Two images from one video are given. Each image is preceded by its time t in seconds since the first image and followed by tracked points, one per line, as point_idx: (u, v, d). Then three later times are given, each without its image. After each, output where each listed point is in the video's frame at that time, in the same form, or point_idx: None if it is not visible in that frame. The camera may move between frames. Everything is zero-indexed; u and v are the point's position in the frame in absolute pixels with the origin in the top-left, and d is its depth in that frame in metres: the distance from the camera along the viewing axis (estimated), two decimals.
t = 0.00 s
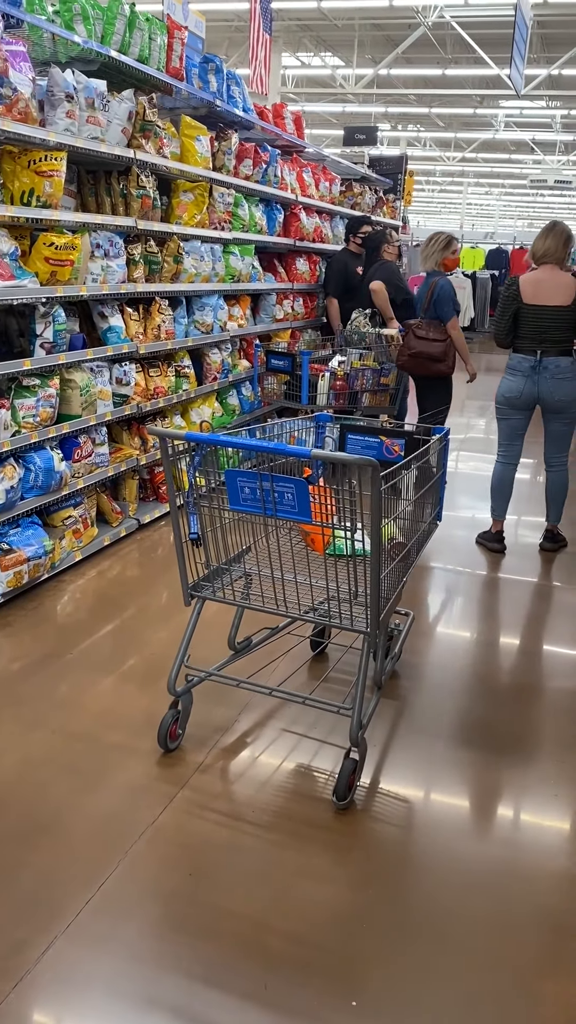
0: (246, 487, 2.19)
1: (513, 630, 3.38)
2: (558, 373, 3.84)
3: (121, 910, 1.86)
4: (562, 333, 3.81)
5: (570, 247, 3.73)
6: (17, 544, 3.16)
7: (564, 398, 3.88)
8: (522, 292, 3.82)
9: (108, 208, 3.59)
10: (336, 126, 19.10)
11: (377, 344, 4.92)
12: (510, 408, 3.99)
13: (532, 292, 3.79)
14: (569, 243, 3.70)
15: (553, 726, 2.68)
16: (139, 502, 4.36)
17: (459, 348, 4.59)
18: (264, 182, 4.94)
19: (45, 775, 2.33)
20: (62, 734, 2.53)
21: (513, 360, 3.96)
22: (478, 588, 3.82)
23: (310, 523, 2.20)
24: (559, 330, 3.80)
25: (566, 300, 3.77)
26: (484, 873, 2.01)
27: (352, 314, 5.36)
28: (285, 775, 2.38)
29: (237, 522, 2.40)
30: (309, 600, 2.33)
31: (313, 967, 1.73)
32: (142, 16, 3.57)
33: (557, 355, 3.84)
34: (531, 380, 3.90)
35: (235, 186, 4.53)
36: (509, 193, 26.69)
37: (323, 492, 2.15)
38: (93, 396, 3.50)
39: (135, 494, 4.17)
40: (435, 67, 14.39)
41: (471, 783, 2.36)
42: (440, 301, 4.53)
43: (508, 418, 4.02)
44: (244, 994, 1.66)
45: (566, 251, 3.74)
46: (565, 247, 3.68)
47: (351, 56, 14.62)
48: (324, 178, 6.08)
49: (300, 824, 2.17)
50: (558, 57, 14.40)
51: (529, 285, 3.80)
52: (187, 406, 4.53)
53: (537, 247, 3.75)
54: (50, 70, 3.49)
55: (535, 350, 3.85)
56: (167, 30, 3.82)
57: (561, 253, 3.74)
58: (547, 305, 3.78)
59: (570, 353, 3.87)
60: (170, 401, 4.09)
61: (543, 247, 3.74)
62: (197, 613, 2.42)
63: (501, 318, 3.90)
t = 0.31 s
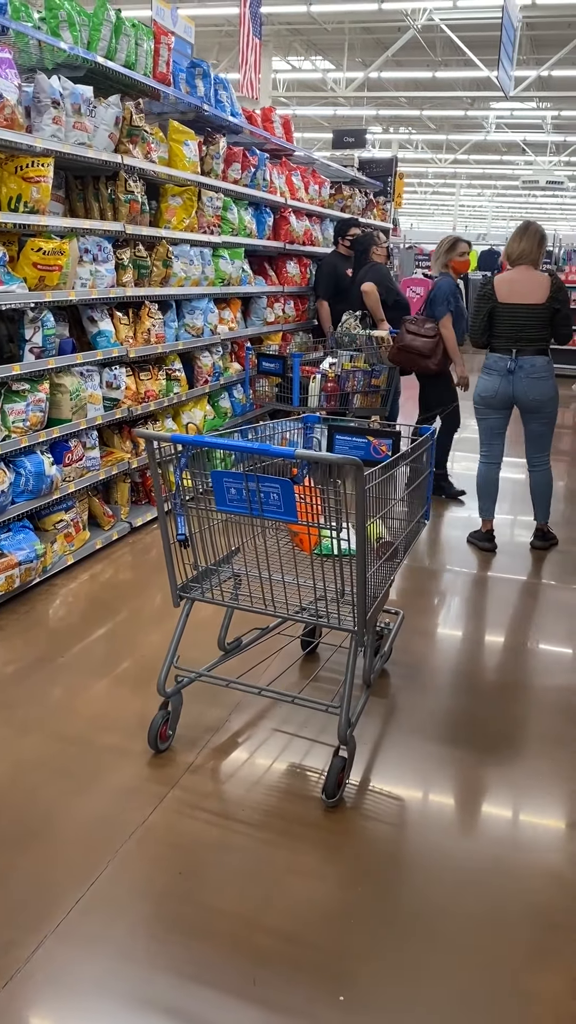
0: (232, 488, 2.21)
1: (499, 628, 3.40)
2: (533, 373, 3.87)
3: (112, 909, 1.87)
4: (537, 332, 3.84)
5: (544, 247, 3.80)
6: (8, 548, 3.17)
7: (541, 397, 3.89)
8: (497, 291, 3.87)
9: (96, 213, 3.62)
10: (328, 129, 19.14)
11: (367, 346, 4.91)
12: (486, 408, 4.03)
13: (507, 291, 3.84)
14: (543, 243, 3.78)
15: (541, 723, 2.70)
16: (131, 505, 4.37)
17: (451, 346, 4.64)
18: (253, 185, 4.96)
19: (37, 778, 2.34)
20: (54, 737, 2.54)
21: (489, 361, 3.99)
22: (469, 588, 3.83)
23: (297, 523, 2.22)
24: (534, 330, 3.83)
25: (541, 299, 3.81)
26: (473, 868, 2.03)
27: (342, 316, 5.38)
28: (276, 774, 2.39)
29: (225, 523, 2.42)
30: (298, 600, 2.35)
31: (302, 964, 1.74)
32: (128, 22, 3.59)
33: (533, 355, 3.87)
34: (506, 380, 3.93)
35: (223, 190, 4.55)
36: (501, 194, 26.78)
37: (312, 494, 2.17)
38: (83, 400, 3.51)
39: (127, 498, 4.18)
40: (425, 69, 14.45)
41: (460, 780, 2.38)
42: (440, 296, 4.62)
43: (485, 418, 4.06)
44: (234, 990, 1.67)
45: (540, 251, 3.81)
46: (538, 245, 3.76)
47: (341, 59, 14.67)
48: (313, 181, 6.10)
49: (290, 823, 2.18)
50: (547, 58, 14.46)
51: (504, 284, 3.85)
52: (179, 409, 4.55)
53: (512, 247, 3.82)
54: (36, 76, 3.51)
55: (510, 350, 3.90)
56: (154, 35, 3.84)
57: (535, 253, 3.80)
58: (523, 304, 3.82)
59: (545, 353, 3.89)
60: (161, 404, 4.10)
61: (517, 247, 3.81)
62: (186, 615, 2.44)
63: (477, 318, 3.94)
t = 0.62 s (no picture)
0: (222, 488, 2.21)
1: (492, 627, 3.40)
2: (517, 373, 3.87)
3: (105, 911, 1.87)
4: (520, 332, 3.86)
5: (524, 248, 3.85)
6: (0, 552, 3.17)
7: (526, 397, 3.90)
8: (480, 290, 3.88)
9: (85, 216, 3.63)
10: (318, 132, 19.21)
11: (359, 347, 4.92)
12: (471, 408, 4.01)
13: (489, 291, 3.86)
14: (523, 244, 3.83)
15: (535, 721, 2.71)
16: (124, 508, 4.38)
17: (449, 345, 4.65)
18: (243, 188, 4.97)
19: (30, 781, 2.34)
20: (47, 740, 2.53)
21: (473, 361, 3.98)
22: (463, 587, 3.83)
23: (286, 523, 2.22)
24: (517, 329, 3.85)
25: (523, 298, 3.84)
26: (466, 865, 2.03)
27: (334, 318, 5.39)
28: (269, 774, 2.39)
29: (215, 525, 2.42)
30: (289, 600, 2.35)
31: (295, 962, 1.74)
32: (114, 26, 3.59)
33: (517, 355, 3.87)
34: (491, 380, 3.93)
35: (213, 192, 4.56)
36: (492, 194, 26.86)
37: (302, 495, 2.17)
38: (73, 403, 3.51)
39: (120, 501, 4.18)
40: (415, 70, 14.51)
41: (453, 779, 2.38)
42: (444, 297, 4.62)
43: (471, 418, 4.04)
44: (226, 990, 1.67)
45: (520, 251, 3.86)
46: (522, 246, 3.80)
47: (331, 61, 14.70)
48: (303, 182, 6.11)
49: (283, 823, 2.18)
50: (536, 58, 14.50)
51: (486, 284, 3.87)
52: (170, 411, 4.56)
53: (494, 246, 3.84)
54: (24, 80, 3.51)
55: (494, 349, 3.90)
56: (141, 38, 3.85)
57: (516, 253, 3.84)
58: (505, 303, 3.84)
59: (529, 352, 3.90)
60: (152, 407, 4.10)
61: (501, 247, 3.83)
62: (177, 616, 2.43)
63: (459, 316, 3.93)
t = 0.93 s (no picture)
0: (214, 490, 2.21)
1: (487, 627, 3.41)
2: (500, 373, 3.88)
3: (100, 915, 1.86)
4: (507, 332, 3.88)
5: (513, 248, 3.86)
6: None
7: (509, 397, 3.91)
8: (469, 291, 3.88)
9: (75, 220, 3.62)
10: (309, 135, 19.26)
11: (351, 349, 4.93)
12: (456, 408, 4.05)
13: (479, 291, 3.85)
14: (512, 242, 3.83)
15: (530, 720, 2.71)
16: (117, 512, 4.37)
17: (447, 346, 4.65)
18: (233, 191, 4.98)
19: (24, 786, 2.33)
20: (41, 744, 2.52)
21: (459, 361, 4.01)
22: (458, 587, 3.84)
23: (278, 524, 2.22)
24: (503, 330, 3.86)
25: (512, 298, 3.84)
26: (461, 864, 2.03)
27: (326, 320, 5.40)
28: (264, 777, 2.38)
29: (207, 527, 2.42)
30: (282, 602, 2.35)
31: (291, 964, 1.73)
32: (103, 30, 3.60)
33: (501, 355, 3.88)
34: (474, 381, 3.95)
35: (203, 196, 4.56)
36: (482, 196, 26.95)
37: (295, 495, 2.16)
38: (65, 408, 3.50)
39: (113, 505, 4.17)
40: (404, 73, 14.56)
41: (448, 779, 2.38)
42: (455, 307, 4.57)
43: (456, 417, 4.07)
44: (222, 993, 1.67)
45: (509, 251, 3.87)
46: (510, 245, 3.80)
47: (320, 65, 14.74)
48: (293, 185, 6.12)
49: (279, 825, 2.17)
50: (525, 60, 14.56)
51: (476, 284, 3.86)
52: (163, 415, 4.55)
53: (482, 247, 3.84)
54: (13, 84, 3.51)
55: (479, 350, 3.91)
56: (129, 42, 3.85)
57: (506, 253, 3.84)
58: (495, 303, 3.84)
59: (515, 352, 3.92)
60: (144, 410, 4.10)
61: (491, 247, 3.82)
62: (170, 619, 2.43)
63: (449, 317, 3.92)
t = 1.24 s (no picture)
0: (207, 495, 2.21)
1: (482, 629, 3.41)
2: (454, 379, 3.89)
3: (97, 921, 1.86)
4: (461, 339, 3.86)
5: (474, 255, 3.82)
6: None
7: (463, 403, 3.92)
8: (427, 298, 3.95)
9: (66, 226, 3.62)
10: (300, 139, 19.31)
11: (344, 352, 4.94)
12: (414, 411, 4.11)
13: (435, 294, 3.91)
14: (474, 248, 3.80)
15: (526, 722, 2.70)
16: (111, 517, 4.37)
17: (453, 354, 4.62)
18: (224, 195, 4.99)
19: (19, 793, 2.32)
20: (37, 751, 2.52)
21: (420, 365, 4.08)
22: (453, 587, 3.86)
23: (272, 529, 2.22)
24: (455, 337, 3.87)
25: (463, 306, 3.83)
26: (458, 867, 2.04)
27: (319, 324, 5.40)
28: (261, 781, 2.38)
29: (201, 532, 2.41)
30: (277, 606, 2.34)
31: (288, 968, 1.73)
32: (92, 36, 3.60)
33: (455, 361, 3.89)
34: (430, 387, 4.00)
35: (195, 201, 4.56)
36: (473, 199, 27.05)
37: (289, 499, 2.17)
38: (58, 414, 3.50)
39: (107, 511, 4.17)
40: (394, 76, 14.64)
41: (445, 781, 2.38)
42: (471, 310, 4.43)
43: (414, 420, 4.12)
44: (220, 998, 1.66)
45: (471, 258, 3.84)
46: (468, 253, 3.79)
47: (311, 69, 14.79)
48: (285, 189, 6.14)
49: (275, 830, 2.17)
50: (515, 63, 14.61)
51: (433, 291, 3.92)
52: (156, 420, 4.55)
53: (443, 253, 3.86)
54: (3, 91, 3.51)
55: (435, 355, 3.96)
56: (119, 48, 3.85)
57: (465, 260, 3.83)
58: (446, 310, 3.87)
59: (469, 357, 3.88)
60: (137, 416, 4.10)
61: (449, 254, 3.84)
62: (165, 624, 2.42)
63: (409, 323, 4.04)
